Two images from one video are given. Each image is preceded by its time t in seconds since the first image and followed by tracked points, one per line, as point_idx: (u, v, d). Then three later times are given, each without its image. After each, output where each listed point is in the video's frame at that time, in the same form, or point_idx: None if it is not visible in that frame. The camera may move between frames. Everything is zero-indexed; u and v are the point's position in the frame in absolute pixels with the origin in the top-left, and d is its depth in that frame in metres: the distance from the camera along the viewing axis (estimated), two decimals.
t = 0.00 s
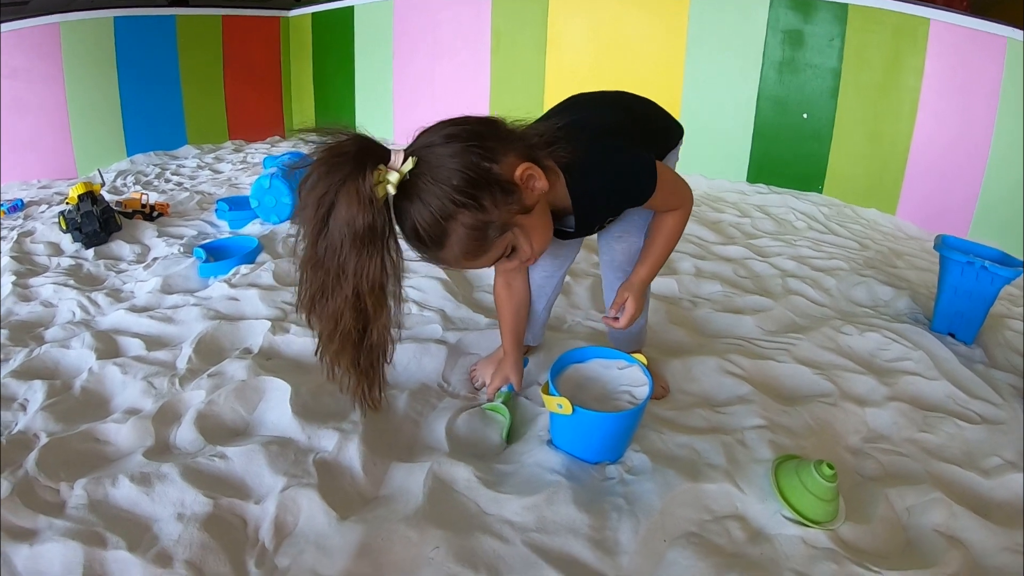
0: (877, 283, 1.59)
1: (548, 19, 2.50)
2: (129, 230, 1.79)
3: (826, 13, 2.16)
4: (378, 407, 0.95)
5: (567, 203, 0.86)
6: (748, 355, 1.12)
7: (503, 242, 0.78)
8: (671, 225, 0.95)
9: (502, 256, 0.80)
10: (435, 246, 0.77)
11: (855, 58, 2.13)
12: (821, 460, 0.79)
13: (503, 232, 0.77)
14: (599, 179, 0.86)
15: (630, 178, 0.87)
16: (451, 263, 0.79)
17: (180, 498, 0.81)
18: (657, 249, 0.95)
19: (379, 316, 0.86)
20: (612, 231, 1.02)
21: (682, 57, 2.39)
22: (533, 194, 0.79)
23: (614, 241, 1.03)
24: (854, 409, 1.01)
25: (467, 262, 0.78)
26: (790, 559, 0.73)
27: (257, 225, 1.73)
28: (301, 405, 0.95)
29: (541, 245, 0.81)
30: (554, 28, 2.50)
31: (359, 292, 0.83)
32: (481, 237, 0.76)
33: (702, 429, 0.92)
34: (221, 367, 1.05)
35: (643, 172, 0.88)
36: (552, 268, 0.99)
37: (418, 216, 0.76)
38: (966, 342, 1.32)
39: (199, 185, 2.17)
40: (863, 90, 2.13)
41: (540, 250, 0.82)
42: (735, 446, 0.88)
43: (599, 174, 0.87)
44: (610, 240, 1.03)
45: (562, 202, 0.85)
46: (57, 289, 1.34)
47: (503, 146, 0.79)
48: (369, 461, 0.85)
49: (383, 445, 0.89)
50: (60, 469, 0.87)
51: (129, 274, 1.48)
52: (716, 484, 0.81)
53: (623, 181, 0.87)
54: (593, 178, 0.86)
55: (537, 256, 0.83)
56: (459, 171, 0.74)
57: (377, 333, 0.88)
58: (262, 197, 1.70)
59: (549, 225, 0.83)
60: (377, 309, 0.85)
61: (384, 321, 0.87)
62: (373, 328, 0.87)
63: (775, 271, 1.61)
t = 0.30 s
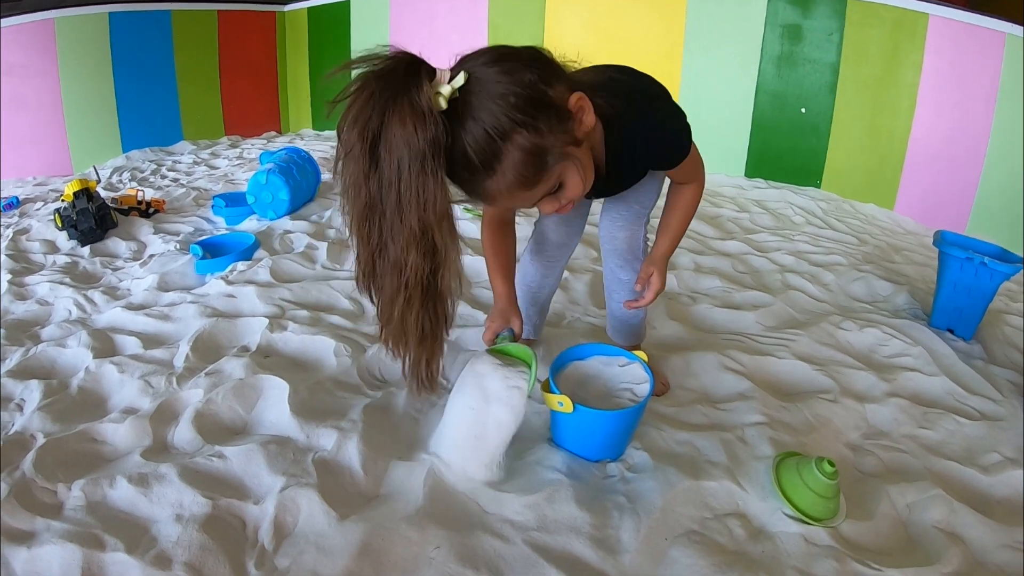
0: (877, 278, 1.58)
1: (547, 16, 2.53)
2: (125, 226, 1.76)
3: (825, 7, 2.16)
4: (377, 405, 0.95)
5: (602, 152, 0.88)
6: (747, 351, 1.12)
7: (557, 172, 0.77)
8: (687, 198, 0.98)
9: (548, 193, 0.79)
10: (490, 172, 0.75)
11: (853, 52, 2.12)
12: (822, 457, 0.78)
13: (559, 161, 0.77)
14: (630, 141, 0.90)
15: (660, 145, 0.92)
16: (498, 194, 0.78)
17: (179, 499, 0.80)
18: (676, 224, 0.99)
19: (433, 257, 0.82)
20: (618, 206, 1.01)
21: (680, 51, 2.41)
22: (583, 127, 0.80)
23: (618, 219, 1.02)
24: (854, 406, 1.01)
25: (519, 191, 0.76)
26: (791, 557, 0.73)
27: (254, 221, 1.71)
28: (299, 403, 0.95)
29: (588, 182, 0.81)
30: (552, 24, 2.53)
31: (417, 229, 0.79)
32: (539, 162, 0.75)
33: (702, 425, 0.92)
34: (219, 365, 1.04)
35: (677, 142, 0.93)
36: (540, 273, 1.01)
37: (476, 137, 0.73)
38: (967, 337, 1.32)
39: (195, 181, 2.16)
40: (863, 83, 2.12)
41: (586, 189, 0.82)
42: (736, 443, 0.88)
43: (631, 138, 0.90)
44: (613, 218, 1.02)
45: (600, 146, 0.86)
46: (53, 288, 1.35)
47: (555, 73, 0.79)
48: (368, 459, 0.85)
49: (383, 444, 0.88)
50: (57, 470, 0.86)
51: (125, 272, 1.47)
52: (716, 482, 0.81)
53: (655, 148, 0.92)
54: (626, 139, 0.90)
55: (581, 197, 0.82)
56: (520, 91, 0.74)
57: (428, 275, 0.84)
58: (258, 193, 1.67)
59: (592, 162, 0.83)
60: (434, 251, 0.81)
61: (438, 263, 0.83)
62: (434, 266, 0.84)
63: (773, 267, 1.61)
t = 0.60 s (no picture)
0: (861, 288, 1.60)
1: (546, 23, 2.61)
2: (117, 237, 1.76)
3: (814, 14, 2.17)
4: (349, 419, 0.97)
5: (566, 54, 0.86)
6: (720, 366, 1.14)
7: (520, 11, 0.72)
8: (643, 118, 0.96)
9: (506, 38, 0.73)
10: None
11: (844, 59, 2.14)
12: (781, 479, 0.80)
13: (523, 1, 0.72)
14: (596, 42, 0.89)
15: (628, 45, 0.90)
16: (457, 33, 0.72)
17: (158, 510, 0.82)
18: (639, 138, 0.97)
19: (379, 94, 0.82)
20: (585, 176, 0.99)
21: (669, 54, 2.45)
22: None
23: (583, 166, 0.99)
24: (825, 422, 1.03)
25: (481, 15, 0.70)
26: None
27: (243, 233, 1.74)
28: (275, 418, 0.97)
29: (551, 44, 0.76)
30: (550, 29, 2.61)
31: (370, 44, 0.76)
32: None
33: (666, 443, 0.94)
34: (201, 379, 1.06)
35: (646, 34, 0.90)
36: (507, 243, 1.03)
37: None
38: (951, 349, 1.34)
39: (189, 191, 2.17)
40: (853, 90, 2.14)
41: (546, 51, 0.76)
42: (698, 461, 0.90)
43: (597, 42, 0.89)
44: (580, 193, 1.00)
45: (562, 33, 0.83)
46: (45, 299, 1.39)
47: None
48: (339, 474, 0.87)
49: (354, 459, 0.90)
50: (47, 480, 0.87)
51: (116, 284, 1.49)
52: (674, 500, 0.83)
53: (623, 50, 0.90)
54: (593, 41, 0.89)
55: (540, 61, 0.76)
56: None
57: (380, 111, 0.84)
58: (246, 206, 1.70)
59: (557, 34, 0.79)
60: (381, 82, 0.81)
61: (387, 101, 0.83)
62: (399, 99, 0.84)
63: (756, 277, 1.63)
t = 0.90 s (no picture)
0: (841, 304, 1.63)
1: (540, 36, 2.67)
2: (117, 254, 1.81)
3: (801, 27, 2.23)
4: (334, 437, 1.01)
5: (506, 33, 0.94)
6: (691, 386, 1.19)
7: None
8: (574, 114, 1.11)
9: None
10: None
11: (831, 73, 2.20)
12: (735, 499, 0.84)
13: None
14: (530, 27, 0.97)
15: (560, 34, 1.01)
16: None
17: (156, 522, 0.86)
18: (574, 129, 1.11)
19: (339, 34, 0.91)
20: (526, 199, 1.05)
21: (657, 69, 2.53)
22: None
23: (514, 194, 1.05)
24: (791, 441, 1.07)
25: None
26: None
27: (239, 250, 1.79)
28: (264, 436, 1.01)
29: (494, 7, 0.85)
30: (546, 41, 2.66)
31: None
32: None
33: (632, 463, 0.99)
34: (196, 399, 1.10)
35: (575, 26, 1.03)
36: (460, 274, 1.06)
37: None
38: (926, 365, 1.39)
39: (187, 206, 2.22)
40: (841, 102, 2.19)
41: (488, 10, 0.84)
42: (661, 481, 0.95)
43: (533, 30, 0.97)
44: (524, 216, 1.06)
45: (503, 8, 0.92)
46: (48, 316, 1.42)
47: None
48: (323, 491, 0.91)
49: (337, 476, 0.95)
50: (52, 494, 0.92)
51: (116, 301, 1.53)
52: (632, 519, 0.88)
53: (556, 37, 1.00)
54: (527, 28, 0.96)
55: (482, 20, 0.84)
56: None
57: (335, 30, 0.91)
58: (241, 224, 1.75)
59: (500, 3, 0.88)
60: (344, 20, 0.91)
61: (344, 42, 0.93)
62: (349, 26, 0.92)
63: (736, 294, 1.68)
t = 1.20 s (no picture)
0: (829, 312, 1.64)
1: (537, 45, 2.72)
2: (124, 268, 1.86)
3: (792, 38, 2.27)
4: (336, 445, 1.06)
5: (485, 44, 1.02)
6: (677, 394, 1.24)
7: None
8: (541, 127, 1.19)
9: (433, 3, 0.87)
10: None
11: (820, 83, 2.25)
12: (713, 502, 0.89)
13: None
14: (509, 42, 1.06)
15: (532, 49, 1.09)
16: None
17: (169, 526, 0.91)
18: (541, 140, 1.19)
19: (340, 40, 1.00)
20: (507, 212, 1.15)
21: (654, 79, 2.57)
22: None
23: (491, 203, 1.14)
24: (773, 446, 1.12)
25: None
26: None
27: (243, 264, 1.84)
28: (270, 444, 1.06)
29: (471, 21, 0.92)
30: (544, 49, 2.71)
31: None
32: None
33: (618, 468, 1.04)
34: (205, 409, 1.15)
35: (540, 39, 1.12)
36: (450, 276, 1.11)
37: None
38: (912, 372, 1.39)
39: (191, 220, 2.26)
40: (831, 112, 2.25)
41: (465, 23, 0.91)
42: (645, 485, 1.00)
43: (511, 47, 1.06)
44: (503, 227, 1.14)
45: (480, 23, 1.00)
46: (59, 329, 1.41)
47: None
48: (326, 495, 0.96)
49: (339, 481, 1.00)
50: (69, 499, 0.97)
51: (125, 314, 1.58)
52: (617, 520, 0.93)
53: (531, 54, 1.09)
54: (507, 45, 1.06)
55: (460, 32, 0.91)
56: None
57: (337, 46, 1.00)
58: (245, 239, 1.80)
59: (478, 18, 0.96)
60: (345, 36, 1.00)
61: (346, 47, 1.01)
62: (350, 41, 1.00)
63: (726, 303, 1.72)
